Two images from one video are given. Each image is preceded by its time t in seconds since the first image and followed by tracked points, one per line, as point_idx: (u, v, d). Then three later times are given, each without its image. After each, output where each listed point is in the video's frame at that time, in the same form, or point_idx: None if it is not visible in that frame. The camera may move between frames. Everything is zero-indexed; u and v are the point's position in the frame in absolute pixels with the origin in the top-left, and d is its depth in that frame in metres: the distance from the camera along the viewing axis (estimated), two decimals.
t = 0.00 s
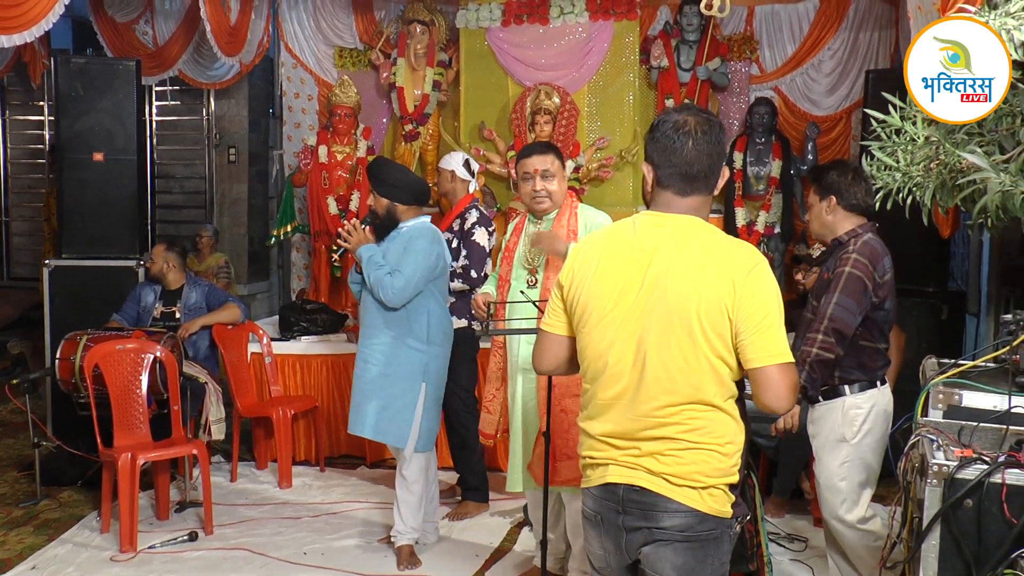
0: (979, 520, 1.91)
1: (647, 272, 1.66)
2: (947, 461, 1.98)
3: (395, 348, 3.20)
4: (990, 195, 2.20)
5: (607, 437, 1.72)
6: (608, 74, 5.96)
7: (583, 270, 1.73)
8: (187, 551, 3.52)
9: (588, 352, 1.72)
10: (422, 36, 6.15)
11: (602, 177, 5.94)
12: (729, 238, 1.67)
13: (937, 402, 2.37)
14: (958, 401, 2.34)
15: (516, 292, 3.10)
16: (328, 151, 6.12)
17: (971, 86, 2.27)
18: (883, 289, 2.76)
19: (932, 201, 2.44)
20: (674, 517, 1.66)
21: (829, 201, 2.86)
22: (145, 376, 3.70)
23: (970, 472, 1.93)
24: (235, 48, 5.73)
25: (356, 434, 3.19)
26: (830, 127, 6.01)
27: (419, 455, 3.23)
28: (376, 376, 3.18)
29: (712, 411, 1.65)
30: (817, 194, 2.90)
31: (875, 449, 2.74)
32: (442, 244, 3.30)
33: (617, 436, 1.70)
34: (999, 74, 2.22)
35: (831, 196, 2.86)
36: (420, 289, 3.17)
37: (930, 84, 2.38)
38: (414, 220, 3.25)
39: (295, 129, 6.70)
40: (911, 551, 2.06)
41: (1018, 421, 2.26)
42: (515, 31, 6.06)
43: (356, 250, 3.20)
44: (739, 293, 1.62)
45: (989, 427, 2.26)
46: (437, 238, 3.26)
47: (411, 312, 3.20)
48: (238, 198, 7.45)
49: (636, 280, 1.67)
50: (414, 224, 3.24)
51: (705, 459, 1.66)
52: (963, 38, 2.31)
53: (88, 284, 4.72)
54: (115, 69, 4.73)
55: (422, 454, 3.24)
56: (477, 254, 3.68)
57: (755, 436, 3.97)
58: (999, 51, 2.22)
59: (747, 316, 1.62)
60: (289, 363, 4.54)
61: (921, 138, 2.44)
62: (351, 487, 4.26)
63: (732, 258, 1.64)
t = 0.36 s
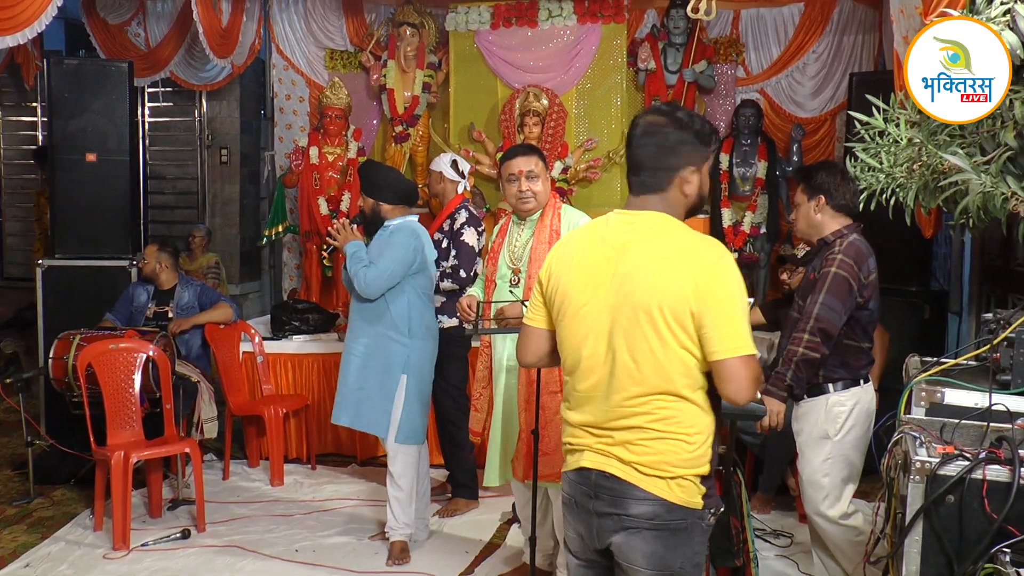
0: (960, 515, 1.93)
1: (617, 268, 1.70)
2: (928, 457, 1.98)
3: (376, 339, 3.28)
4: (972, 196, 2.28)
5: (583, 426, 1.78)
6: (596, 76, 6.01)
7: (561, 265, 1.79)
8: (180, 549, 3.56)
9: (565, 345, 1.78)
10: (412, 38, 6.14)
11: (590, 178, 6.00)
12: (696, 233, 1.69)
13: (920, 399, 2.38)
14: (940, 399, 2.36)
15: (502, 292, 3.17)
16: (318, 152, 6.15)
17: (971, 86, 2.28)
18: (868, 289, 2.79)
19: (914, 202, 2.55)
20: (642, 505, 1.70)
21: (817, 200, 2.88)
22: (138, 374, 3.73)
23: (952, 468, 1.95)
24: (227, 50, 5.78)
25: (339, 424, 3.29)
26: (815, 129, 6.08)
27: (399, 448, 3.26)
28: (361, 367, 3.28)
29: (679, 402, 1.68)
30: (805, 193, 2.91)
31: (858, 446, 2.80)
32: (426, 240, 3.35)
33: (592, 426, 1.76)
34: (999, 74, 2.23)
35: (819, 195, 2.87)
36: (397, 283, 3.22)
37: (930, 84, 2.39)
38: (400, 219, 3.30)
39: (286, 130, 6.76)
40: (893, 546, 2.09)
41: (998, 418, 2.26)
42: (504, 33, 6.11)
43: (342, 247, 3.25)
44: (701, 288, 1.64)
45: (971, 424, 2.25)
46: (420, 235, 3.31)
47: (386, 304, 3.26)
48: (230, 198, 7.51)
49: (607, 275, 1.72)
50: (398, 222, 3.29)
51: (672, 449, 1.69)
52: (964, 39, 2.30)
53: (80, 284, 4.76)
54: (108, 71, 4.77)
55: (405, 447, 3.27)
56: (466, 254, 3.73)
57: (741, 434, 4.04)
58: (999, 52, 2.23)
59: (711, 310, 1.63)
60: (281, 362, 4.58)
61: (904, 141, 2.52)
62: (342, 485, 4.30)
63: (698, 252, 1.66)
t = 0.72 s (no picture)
0: (951, 513, 1.97)
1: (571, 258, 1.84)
2: (921, 455, 2.02)
3: (364, 335, 3.36)
4: (962, 198, 2.34)
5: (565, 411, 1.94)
6: (593, 78, 6.06)
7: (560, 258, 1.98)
8: (181, 545, 3.60)
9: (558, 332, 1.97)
10: (411, 40, 6.19)
11: (587, 178, 6.04)
12: (628, 229, 1.75)
13: (913, 398, 2.43)
14: (932, 397, 2.40)
15: (499, 292, 3.21)
16: (318, 152, 6.19)
17: (971, 86, 2.31)
18: (863, 290, 2.80)
19: (907, 202, 2.60)
20: (589, 489, 1.82)
21: (820, 200, 2.87)
22: (140, 372, 3.76)
23: (944, 466, 1.98)
24: (228, 51, 5.84)
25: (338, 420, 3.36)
26: (809, 131, 6.16)
27: (392, 442, 3.30)
28: (357, 362, 3.36)
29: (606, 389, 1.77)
30: (807, 191, 2.90)
31: (851, 444, 2.82)
32: (419, 238, 3.39)
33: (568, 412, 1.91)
34: (999, 74, 2.26)
35: (822, 195, 2.87)
36: (384, 279, 3.28)
37: (930, 84, 2.44)
38: (394, 218, 3.36)
39: (286, 131, 6.81)
40: (887, 543, 2.12)
41: (990, 416, 2.30)
42: (502, 35, 6.15)
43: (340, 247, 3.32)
44: (603, 278, 1.71)
45: (962, 422, 2.27)
46: (413, 234, 3.36)
47: (376, 300, 3.33)
48: (231, 198, 7.55)
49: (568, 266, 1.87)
50: (392, 222, 3.34)
51: (611, 436, 1.78)
52: (964, 38, 2.33)
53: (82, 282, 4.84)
54: (110, 72, 4.84)
55: (395, 441, 3.30)
56: (467, 255, 3.77)
57: (736, 432, 4.09)
58: (999, 52, 2.26)
59: (609, 295, 1.68)
60: (281, 360, 4.63)
61: (898, 142, 2.60)
62: (342, 482, 4.35)
63: (616, 244, 1.72)
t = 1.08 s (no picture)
0: (949, 512, 1.99)
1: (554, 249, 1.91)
2: (919, 455, 2.05)
3: (359, 336, 3.40)
4: (960, 198, 2.37)
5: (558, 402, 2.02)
6: (593, 79, 6.08)
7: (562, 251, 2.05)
8: (183, 543, 3.62)
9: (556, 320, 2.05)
10: (411, 41, 6.21)
11: (587, 178, 6.05)
12: (597, 228, 1.80)
13: (912, 398, 2.44)
14: (930, 397, 2.41)
15: (500, 292, 3.24)
16: (319, 153, 6.21)
17: (971, 86, 2.32)
18: (865, 290, 2.82)
19: (905, 202, 2.64)
20: (567, 479, 1.90)
21: (820, 201, 2.89)
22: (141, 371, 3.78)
23: (941, 465, 2.01)
24: (229, 53, 5.86)
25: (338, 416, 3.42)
26: (807, 132, 6.25)
27: (390, 444, 3.33)
28: (355, 360, 3.42)
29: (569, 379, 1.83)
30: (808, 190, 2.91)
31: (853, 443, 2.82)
32: (417, 241, 3.37)
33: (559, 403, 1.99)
34: (999, 74, 2.27)
35: (823, 196, 2.88)
36: (377, 280, 3.31)
37: (930, 84, 2.46)
38: (394, 219, 3.37)
39: (286, 131, 6.86)
40: (885, 541, 2.14)
41: (987, 415, 2.33)
42: (501, 36, 6.17)
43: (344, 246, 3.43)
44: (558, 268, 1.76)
45: (959, 421, 2.31)
46: (410, 235, 3.35)
47: (370, 300, 3.36)
48: (231, 199, 7.57)
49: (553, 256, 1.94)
50: (392, 222, 3.36)
51: (579, 427, 1.85)
52: (964, 38, 2.37)
53: (85, 282, 4.88)
54: (112, 72, 4.87)
55: (392, 441, 3.32)
56: (469, 258, 3.80)
57: (735, 431, 4.10)
58: (999, 52, 2.27)
59: (559, 287, 1.74)
60: (281, 360, 4.65)
61: (896, 143, 2.63)
62: (342, 481, 4.37)
63: (579, 240, 1.78)
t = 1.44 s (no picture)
0: (952, 512, 1.98)
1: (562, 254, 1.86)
2: (923, 455, 2.04)
3: (360, 336, 3.39)
4: (963, 199, 2.35)
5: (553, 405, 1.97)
6: (596, 80, 6.08)
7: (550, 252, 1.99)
8: (186, 543, 3.62)
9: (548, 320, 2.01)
10: (415, 41, 6.21)
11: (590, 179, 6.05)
12: (620, 231, 1.78)
13: (914, 398, 2.44)
14: (934, 398, 2.42)
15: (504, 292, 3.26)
16: (323, 153, 6.22)
17: (971, 86, 2.33)
18: (867, 289, 2.76)
19: (909, 204, 2.62)
20: (582, 483, 1.84)
21: (817, 202, 2.83)
22: (144, 371, 3.78)
23: (945, 466, 2.00)
24: (233, 52, 5.87)
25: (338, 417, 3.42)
26: (809, 132, 6.21)
27: (392, 446, 3.32)
28: (355, 361, 3.42)
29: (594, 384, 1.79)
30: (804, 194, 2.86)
31: (861, 446, 2.77)
32: (423, 244, 3.37)
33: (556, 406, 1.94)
34: (999, 74, 2.28)
35: (819, 197, 2.83)
36: (381, 283, 3.31)
37: (930, 84, 2.46)
38: (402, 219, 3.37)
39: (290, 131, 6.88)
40: (888, 542, 2.14)
41: (991, 416, 2.32)
42: (505, 37, 6.17)
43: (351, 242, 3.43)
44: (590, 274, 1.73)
45: (963, 423, 2.28)
46: (416, 237, 3.35)
47: (372, 301, 3.36)
48: (235, 198, 7.56)
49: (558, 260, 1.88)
50: (401, 222, 3.36)
51: (601, 430, 1.81)
52: (964, 39, 2.37)
53: (89, 282, 4.92)
54: (115, 72, 4.89)
55: (393, 442, 3.32)
56: (474, 260, 3.80)
57: (737, 432, 4.11)
58: (999, 52, 2.28)
59: (594, 293, 1.70)
60: (284, 360, 4.65)
61: (899, 143, 2.61)
62: (345, 481, 4.37)
63: (606, 242, 1.75)
